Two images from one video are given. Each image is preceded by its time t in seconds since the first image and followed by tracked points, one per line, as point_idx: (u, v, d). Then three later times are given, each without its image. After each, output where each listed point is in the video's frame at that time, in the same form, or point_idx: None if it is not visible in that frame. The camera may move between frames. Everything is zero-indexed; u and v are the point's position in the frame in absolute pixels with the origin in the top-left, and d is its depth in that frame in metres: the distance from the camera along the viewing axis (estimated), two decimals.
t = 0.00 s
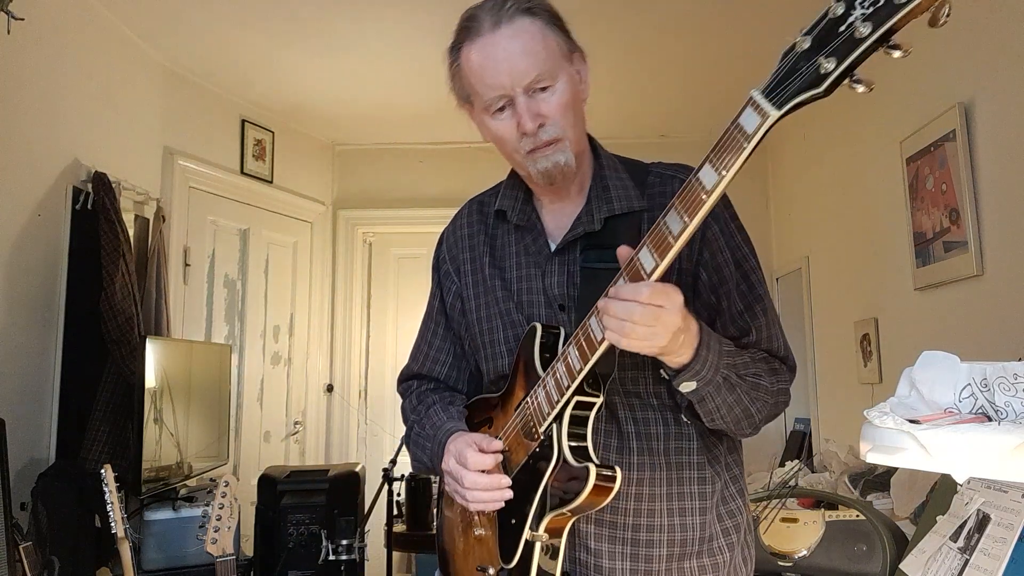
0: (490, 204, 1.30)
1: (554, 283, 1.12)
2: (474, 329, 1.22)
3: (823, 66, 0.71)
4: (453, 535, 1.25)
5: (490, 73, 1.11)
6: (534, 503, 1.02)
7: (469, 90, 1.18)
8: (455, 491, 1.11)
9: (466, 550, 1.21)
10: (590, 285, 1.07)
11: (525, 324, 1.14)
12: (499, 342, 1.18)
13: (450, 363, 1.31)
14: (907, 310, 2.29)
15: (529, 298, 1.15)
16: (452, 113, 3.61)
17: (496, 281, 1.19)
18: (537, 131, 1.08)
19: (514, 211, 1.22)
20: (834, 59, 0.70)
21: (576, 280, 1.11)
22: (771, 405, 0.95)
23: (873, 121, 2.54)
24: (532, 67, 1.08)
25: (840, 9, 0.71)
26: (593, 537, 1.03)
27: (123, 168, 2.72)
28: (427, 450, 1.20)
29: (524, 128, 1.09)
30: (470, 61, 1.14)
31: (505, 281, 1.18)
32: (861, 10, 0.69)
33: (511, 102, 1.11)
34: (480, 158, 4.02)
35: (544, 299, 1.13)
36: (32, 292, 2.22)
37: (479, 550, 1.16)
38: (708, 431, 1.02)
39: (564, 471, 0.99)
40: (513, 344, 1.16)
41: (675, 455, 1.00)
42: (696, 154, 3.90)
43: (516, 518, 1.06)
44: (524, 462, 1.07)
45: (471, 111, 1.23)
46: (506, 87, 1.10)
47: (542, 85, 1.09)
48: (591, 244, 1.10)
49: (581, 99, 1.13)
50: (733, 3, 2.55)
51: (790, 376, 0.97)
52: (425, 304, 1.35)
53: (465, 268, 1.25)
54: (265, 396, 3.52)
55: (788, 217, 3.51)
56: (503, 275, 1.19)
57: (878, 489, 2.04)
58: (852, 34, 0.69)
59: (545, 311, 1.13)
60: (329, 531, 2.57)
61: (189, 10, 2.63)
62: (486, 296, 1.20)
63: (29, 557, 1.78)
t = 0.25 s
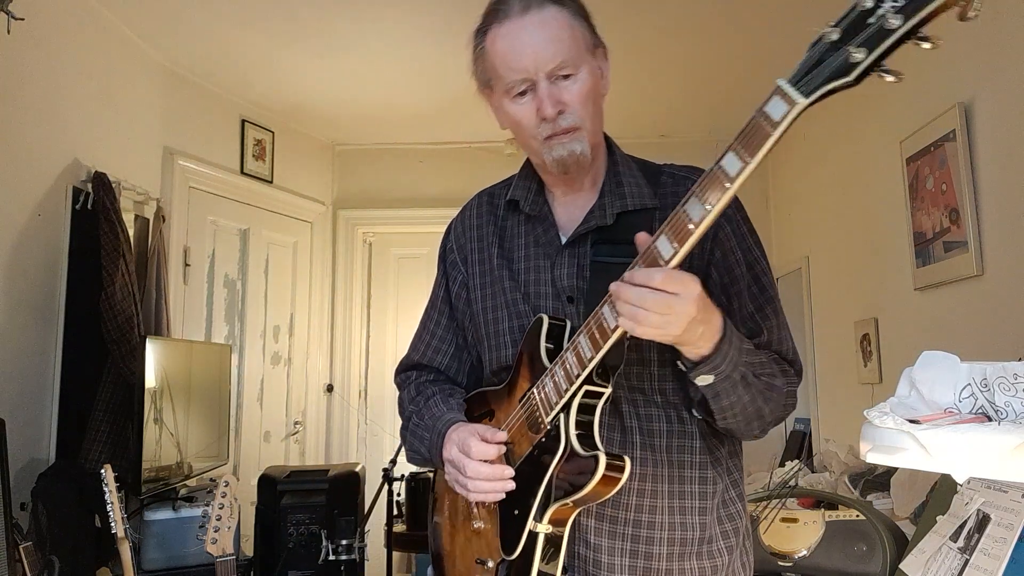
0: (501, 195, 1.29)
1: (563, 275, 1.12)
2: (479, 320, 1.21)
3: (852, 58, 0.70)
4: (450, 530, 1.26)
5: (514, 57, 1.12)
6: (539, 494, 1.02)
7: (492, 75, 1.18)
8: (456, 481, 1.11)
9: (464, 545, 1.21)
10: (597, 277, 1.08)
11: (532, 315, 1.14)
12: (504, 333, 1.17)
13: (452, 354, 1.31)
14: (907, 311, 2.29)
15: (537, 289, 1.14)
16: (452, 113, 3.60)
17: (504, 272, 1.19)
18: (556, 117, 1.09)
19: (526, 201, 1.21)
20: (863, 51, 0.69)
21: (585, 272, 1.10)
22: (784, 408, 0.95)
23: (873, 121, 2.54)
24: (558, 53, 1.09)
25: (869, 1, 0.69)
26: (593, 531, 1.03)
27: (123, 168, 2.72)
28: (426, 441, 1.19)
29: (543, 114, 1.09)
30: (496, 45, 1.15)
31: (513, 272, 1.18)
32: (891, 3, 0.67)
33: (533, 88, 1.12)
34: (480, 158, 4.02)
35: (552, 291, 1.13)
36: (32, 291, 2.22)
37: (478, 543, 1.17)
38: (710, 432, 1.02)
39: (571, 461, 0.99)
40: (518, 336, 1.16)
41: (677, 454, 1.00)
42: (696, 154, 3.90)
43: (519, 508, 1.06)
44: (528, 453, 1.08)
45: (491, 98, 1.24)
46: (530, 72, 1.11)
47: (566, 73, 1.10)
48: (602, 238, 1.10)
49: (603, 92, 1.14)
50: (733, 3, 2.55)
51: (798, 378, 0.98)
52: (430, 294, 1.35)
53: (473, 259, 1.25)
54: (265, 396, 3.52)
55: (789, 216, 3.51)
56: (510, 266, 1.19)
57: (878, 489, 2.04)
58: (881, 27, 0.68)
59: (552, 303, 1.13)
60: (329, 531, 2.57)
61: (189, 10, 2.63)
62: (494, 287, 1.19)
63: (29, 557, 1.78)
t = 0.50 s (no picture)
0: (502, 192, 1.29)
1: (570, 274, 1.12)
2: (480, 317, 1.21)
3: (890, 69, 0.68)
4: (449, 529, 1.26)
5: (528, 51, 1.12)
6: (548, 494, 1.02)
7: (503, 67, 1.18)
8: (466, 482, 1.08)
9: (464, 544, 1.21)
10: (606, 276, 1.07)
11: (537, 313, 1.14)
12: (508, 331, 1.17)
13: (451, 351, 1.31)
14: (907, 311, 2.29)
15: (542, 287, 1.14)
16: (453, 113, 3.60)
17: (508, 269, 1.19)
18: (568, 114, 1.09)
19: (531, 198, 1.21)
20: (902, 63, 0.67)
21: (592, 272, 1.11)
22: (799, 409, 0.95)
23: (874, 120, 2.53)
24: (572, 49, 1.09)
25: (906, 13, 0.66)
26: (599, 531, 1.03)
27: (123, 168, 2.72)
28: (427, 439, 1.18)
29: (555, 110, 1.10)
30: (509, 37, 1.15)
31: (518, 270, 1.18)
32: (930, 17, 0.65)
33: (545, 83, 1.12)
34: (481, 158, 4.02)
35: (557, 289, 1.13)
36: (32, 291, 2.22)
37: (480, 542, 1.17)
38: (711, 433, 1.03)
39: (585, 461, 0.99)
40: (522, 334, 1.16)
41: (683, 454, 1.00)
42: (696, 154, 3.90)
43: (526, 508, 1.06)
44: (536, 452, 1.08)
45: (500, 91, 1.24)
46: (543, 66, 1.11)
47: (578, 70, 1.10)
48: (608, 237, 1.10)
49: (612, 90, 1.14)
50: (733, 3, 2.55)
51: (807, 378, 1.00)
52: (428, 290, 1.35)
53: (475, 256, 1.25)
54: (265, 396, 3.52)
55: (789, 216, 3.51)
56: (514, 264, 1.19)
57: (878, 489, 2.04)
58: (920, 42, 0.66)
59: (557, 301, 1.13)
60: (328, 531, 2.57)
61: (189, 10, 2.63)
62: (498, 284, 1.19)
63: (29, 557, 1.78)
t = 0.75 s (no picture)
0: (499, 193, 1.29)
1: (570, 277, 1.12)
2: (480, 320, 1.21)
3: (906, 79, 0.73)
4: (450, 531, 1.25)
5: (527, 54, 1.12)
6: (555, 500, 1.02)
7: (501, 70, 1.18)
8: (473, 488, 1.07)
9: (466, 547, 1.21)
10: (607, 279, 1.08)
11: (537, 316, 1.14)
12: (508, 334, 1.17)
13: (449, 354, 1.30)
14: (907, 310, 2.29)
15: (542, 290, 1.14)
16: (453, 113, 3.60)
17: (508, 272, 1.19)
18: (569, 118, 1.09)
19: (530, 200, 1.21)
20: (916, 73, 0.73)
21: (592, 275, 1.11)
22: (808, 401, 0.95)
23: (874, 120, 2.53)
24: (571, 53, 1.09)
25: (921, 25, 0.73)
26: (604, 535, 1.03)
27: (123, 168, 2.72)
28: (428, 443, 1.18)
29: (555, 113, 1.10)
30: (508, 40, 1.15)
31: (518, 273, 1.18)
32: (944, 27, 0.72)
33: (545, 86, 1.12)
34: (481, 158, 4.02)
35: (557, 292, 1.13)
36: (32, 291, 2.22)
37: (483, 546, 1.17)
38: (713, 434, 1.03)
39: (592, 467, 0.99)
40: (523, 337, 1.16)
41: (687, 456, 1.00)
42: (696, 154, 3.90)
43: (532, 513, 1.06)
44: (542, 457, 1.08)
45: (499, 92, 1.24)
46: (543, 70, 1.11)
47: (578, 73, 1.10)
48: (609, 239, 1.10)
49: (611, 92, 1.15)
50: (733, 3, 2.55)
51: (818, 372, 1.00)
52: (425, 292, 1.34)
53: (473, 258, 1.24)
54: (265, 396, 3.52)
55: (789, 216, 3.51)
56: (514, 266, 1.19)
57: (878, 489, 2.04)
58: (935, 51, 0.72)
59: (557, 303, 1.13)
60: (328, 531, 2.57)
61: (189, 10, 2.63)
62: (497, 287, 1.19)
63: (29, 557, 1.78)
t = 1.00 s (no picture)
0: (498, 195, 1.29)
1: (569, 278, 1.12)
2: (480, 322, 1.21)
3: (899, 79, 0.73)
4: (452, 532, 1.25)
5: (520, 60, 1.12)
6: (554, 502, 1.02)
7: (495, 76, 1.18)
8: (474, 488, 1.07)
9: (467, 548, 1.21)
10: (606, 280, 1.07)
11: (537, 318, 1.14)
12: (507, 336, 1.17)
13: (449, 356, 1.31)
14: (907, 310, 2.29)
15: (541, 292, 1.15)
16: (453, 113, 3.60)
17: (507, 274, 1.19)
18: (563, 122, 1.09)
19: (528, 202, 1.20)
20: (910, 73, 0.73)
21: (592, 276, 1.11)
22: (813, 405, 0.95)
23: (874, 120, 2.53)
24: (564, 57, 1.09)
25: (915, 23, 0.73)
26: (605, 536, 1.03)
27: (123, 168, 2.72)
28: (430, 445, 1.19)
29: (550, 118, 1.10)
30: (500, 46, 1.15)
31: (518, 275, 1.18)
32: (939, 26, 0.72)
33: (539, 91, 1.12)
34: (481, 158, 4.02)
35: (557, 293, 1.13)
36: (32, 291, 2.22)
37: (484, 547, 1.17)
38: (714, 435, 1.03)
39: (591, 468, 0.99)
40: (522, 339, 1.16)
41: (687, 457, 1.00)
42: (696, 154, 3.90)
43: (532, 515, 1.06)
44: (541, 458, 1.08)
45: (493, 97, 1.24)
46: (536, 75, 1.11)
47: (571, 77, 1.10)
48: (608, 239, 1.10)
49: (606, 93, 1.14)
50: (733, 3, 2.55)
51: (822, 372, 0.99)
52: (425, 295, 1.34)
53: (473, 261, 1.25)
54: (265, 396, 3.52)
55: (789, 216, 3.51)
56: (514, 269, 1.19)
57: (878, 489, 2.04)
58: (929, 50, 0.72)
59: (556, 305, 1.13)
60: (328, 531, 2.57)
61: (189, 10, 2.63)
62: (496, 289, 1.19)
63: (29, 557, 1.78)
